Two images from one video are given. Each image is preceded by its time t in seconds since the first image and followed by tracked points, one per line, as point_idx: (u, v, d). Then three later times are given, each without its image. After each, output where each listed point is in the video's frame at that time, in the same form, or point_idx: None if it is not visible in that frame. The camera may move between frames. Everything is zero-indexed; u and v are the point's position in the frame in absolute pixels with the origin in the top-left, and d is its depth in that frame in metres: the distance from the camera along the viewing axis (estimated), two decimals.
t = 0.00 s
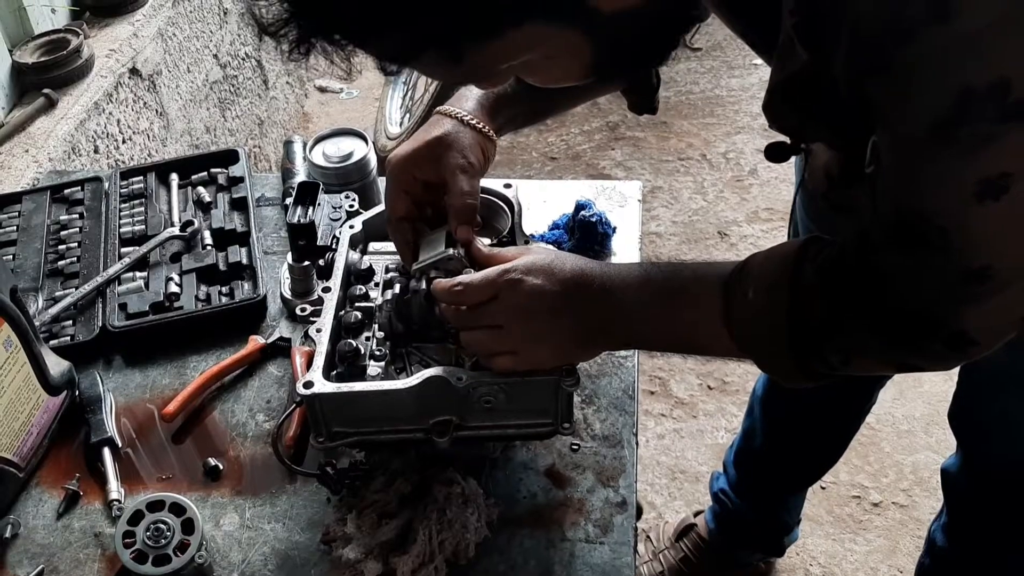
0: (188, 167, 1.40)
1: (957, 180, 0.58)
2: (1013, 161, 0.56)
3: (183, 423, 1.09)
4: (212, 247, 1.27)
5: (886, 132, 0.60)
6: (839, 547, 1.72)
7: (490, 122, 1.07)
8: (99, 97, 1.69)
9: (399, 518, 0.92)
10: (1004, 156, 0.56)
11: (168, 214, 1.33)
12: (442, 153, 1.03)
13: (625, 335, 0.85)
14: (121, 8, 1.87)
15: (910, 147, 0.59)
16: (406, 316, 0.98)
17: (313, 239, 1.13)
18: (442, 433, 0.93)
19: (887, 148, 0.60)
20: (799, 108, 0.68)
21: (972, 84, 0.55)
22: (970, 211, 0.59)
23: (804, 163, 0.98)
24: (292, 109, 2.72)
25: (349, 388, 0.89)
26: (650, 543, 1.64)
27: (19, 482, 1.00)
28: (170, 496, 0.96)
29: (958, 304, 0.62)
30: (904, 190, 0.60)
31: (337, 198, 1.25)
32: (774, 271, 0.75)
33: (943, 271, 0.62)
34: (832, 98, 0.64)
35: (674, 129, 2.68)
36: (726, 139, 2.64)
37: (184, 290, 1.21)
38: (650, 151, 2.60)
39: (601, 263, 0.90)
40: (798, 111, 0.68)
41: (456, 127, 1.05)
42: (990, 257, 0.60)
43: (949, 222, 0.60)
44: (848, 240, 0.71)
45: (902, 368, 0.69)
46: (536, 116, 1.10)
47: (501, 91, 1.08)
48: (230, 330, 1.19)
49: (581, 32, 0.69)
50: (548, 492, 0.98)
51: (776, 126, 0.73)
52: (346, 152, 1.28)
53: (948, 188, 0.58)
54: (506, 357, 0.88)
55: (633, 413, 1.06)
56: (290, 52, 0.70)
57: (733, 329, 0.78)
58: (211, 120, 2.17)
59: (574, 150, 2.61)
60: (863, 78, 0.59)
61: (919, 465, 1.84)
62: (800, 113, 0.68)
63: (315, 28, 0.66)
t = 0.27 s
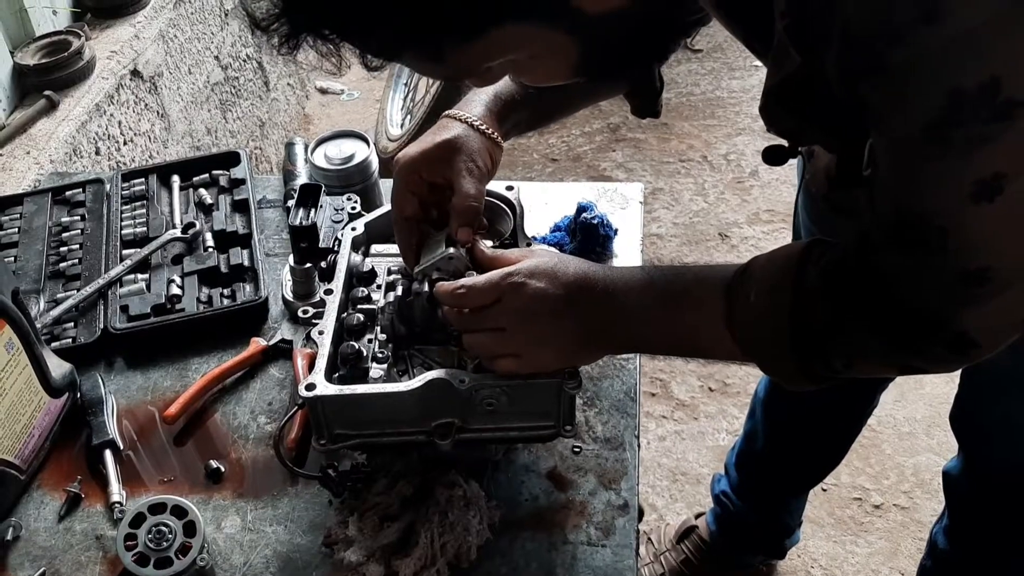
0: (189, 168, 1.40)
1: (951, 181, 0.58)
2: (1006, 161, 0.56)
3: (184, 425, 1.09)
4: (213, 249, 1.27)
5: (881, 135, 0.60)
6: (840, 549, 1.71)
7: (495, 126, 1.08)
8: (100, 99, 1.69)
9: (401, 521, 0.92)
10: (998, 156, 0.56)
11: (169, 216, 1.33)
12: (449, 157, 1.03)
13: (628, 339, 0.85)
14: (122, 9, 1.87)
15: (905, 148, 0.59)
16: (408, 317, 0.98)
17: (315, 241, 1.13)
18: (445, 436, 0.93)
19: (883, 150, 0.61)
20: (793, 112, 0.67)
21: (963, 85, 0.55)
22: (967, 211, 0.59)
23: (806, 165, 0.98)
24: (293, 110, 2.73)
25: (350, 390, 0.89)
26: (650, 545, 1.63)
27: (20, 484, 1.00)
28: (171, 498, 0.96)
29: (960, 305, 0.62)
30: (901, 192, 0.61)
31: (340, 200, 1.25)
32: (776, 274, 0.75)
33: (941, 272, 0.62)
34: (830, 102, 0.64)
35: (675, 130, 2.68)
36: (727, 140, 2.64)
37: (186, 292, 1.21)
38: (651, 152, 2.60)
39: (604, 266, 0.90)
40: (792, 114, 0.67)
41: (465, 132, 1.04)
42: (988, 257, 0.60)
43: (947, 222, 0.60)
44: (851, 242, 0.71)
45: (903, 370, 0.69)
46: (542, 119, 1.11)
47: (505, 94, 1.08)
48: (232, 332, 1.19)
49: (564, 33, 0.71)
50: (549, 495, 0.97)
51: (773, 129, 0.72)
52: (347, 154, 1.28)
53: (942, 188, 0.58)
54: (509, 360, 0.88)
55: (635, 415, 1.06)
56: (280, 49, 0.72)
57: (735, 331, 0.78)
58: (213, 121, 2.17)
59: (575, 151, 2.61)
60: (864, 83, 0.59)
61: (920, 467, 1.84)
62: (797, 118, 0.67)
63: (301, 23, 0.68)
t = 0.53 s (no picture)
0: (188, 171, 1.40)
1: (947, 175, 0.58)
2: (1000, 155, 0.56)
3: (183, 429, 1.09)
4: (213, 252, 1.27)
5: (877, 134, 0.60)
6: (840, 552, 1.71)
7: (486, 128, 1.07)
8: (100, 102, 1.69)
9: (401, 525, 0.92)
10: (991, 151, 0.56)
11: (168, 219, 1.33)
12: (437, 158, 1.03)
13: (628, 340, 0.85)
14: (122, 12, 1.87)
15: (899, 146, 0.59)
16: (407, 321, 0.98)
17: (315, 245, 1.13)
18: (444, 440, 0.93)
19: (880, 151, 0.61)
20: (792, 113, 0.67)
21: (956, 77, 0.55)
22: (962, 207, 0.58)
23: (805, 168, 0.98)
24: (293, 112, 2.73)
25: (349, 394, 0.90)
26: (650, 548, 1.63)
27: (19, 487, 1.00)
28: (170, 502, 0.96)
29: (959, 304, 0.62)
30: (898, 190, 0.61)
31: (339, 204, 1.24)
32: (776, 277, 0.75)
33: (940, 272, 0.62)
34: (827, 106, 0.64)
35: (674, 132, 2.68)
36: (726, 143, 2.64)
37: (185, 295, 1.21)
38: (651, 155, 2.60)
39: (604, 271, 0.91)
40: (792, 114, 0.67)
41: (454, 133, 1.04)
42: (986, 256, 0.60)
43: (943, 218, 0.60)
44: (850, 245, 0.71)
45: (903, 372, 0.69)
46: (536, 127, 1.11)
47: (500, 100, 1.09)
48: (231, 335, 1.19)
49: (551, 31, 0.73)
50: (549, 499, 0.97)
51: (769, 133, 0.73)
52: (347, 157, 1.28)
53: (938, 185, 0.58)
54: (508, 364, 0.88)
55: (635, 419, 1.06)
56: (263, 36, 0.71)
57: (735, 334, 0.78)
58: (212, 124, 2.17)
59: (574, 154, 2.61)
60: (860, 84, 0.59)
61: (920, 470, 1.84)
62: (795, 119, 0.67)
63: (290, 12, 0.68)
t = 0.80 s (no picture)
0: (186, 174, 1.40)
1: (944, 173, 0.57)
2: (997, 153, 0.56)
3: (183, 431, 1.09)
4: (211, 254, 1.27)
5: (876, 136, 0.60)
6: (839, 554, 1.71)
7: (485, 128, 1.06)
8: (99, 104, 1.69)
9: (399, 528, 0.92)
10: (988, 149, 0.56)
11: (167, 221, 1.33)
12: (435, 159, 1.03)
13: (626, 342, 0.85)
14: (120, 15, 1.87)
15: (897, 147, 0.59)
16: (405, 324, 0.98)
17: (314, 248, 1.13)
18: (442, 443, 0.93)
19: (880, 155, 0.61)
20: (791, 113, 0.67)
21: (953, 75, 0.55)
22: (960, 206, 0.58)
23: (804, 170, 0.98)
24: (292, 115, 2.73)
25: (348, 397, 0.90)
26: (650, 550, 1.63)
27: (18, 491, 1.00)
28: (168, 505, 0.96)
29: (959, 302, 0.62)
30: (896, 191, 0.60)
31: (337, 206, 1.24)
32: (777, 279, 0.75)
33: (940, 270, 0.61)
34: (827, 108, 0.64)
35: (673, 134, 2.68)
36: (726, 145, 2.64)
37: (183, 298, 1.21)
38: (650, 157, 2.60)
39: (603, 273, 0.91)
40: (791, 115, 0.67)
41: (452, 133, 1.04)
42: (986, 255, 0.59)
43: (940, 218, 0.60)
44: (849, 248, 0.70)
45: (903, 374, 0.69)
46: (534, 129, 1.10)
47: (500, 99, 1.08)
48: (230, 338, 1.19)
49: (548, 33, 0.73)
50: (548, 502, 0.97)
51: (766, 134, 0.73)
52: (346, 159, 1.28)
53: (935, 185, 0.58)
54: (506, 365, 0.88)
55: (634, 422, 1.05)
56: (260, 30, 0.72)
57: (736, 336, 0.78)
58: (211, 126, 2.17)
59: (574, 156, 2.61)
60: (858, 85, 0.59)
61: (919, 472, 1.83)
62: (795, 118, 0.68)
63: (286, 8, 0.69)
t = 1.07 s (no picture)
0: (185, 175, 1.40)
1: (940, 170, 0.57)
2: (993, 150, 0.55)
3: (181, 433, 1.08)
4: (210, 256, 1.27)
5: (874, 136, 0.60)
6: (838, 556, 1.71)
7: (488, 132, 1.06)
8: (98, 106, 1.68)
9: (397, 529, 0.91)
10: (984, 145, 0.56)
11: (166, 223, 1.33)
12: (435, 161, 1.02)
13: (625, 342, 0.85)
14: (119, 16, 1.86)
15: (893, 145, 0.59)
16: (404, 325, 0.98)
17: (312, 249, 1.13)
18: (440, 444, 0.93)
19: (878, 156, 0.60)
20: (790, 110, 0.67)
21: (948, 71, 0.55)
22: (955, 204, 0.58)
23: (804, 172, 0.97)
24: (291, 116, 2.73)
25: (346, 399, 0.89)
26: (649, 551, 1.62)
27: (16, 492, 1.00)
28: (166, 506, 0.96)
29: (957, 301, 0.62)
30: (894, 191, 0.60)
31: (336, 208, 1.24)
32: (775, 280, 0.75)
33: (938, 269, 0.61)
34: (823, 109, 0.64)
35: (672, 136, 2.68)
36: (725, 146, 2.64)
37: (182, 299, 1.21)
38: (649, 158, 2.61)
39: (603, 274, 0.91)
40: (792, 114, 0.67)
41: (452, 135, 1.04)
42: (983, 253, 0.59)
43: (937, 215, 0.59)
44: (848, 249, 0.70)
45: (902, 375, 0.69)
46: (536, 133, 1.10)
47: (501, 102, 1.08)
48: (228, 339, 1.19)
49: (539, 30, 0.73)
50: (547, 504, 0.97)
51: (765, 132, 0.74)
52: (344, 161, 1.28)
53: (932, 183, 0.58)
54: (505, 366, 0.88)
55: (633, 423, 1.05)
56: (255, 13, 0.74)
57: (735, 336, 0.78)
58: (210, 127, 2.17)
59: (573, 157, 2.61)
60: (854, 85, 0.58)
61: (918, 473, 1.83)
62: (792, 117, 0.68)
63: None
